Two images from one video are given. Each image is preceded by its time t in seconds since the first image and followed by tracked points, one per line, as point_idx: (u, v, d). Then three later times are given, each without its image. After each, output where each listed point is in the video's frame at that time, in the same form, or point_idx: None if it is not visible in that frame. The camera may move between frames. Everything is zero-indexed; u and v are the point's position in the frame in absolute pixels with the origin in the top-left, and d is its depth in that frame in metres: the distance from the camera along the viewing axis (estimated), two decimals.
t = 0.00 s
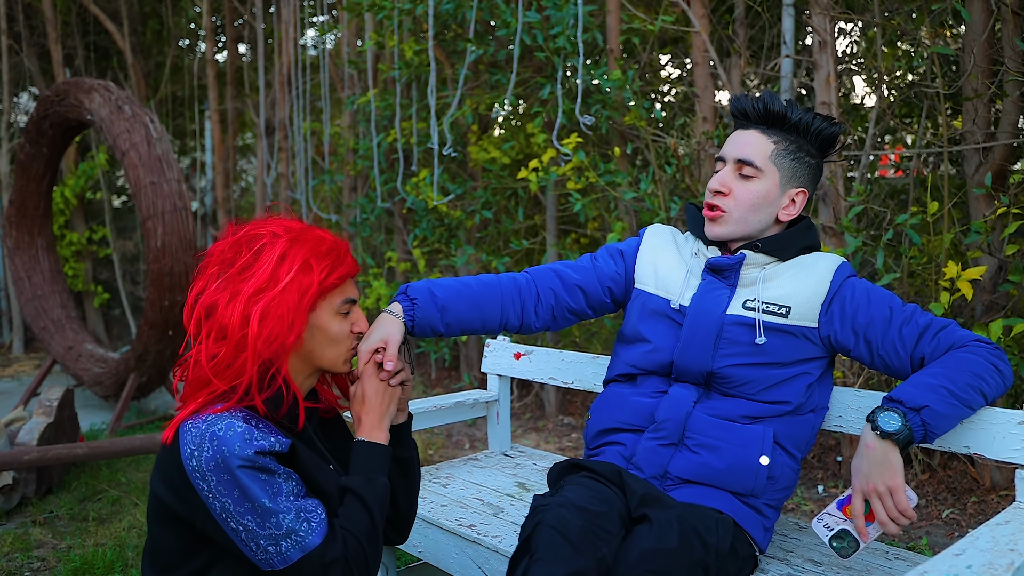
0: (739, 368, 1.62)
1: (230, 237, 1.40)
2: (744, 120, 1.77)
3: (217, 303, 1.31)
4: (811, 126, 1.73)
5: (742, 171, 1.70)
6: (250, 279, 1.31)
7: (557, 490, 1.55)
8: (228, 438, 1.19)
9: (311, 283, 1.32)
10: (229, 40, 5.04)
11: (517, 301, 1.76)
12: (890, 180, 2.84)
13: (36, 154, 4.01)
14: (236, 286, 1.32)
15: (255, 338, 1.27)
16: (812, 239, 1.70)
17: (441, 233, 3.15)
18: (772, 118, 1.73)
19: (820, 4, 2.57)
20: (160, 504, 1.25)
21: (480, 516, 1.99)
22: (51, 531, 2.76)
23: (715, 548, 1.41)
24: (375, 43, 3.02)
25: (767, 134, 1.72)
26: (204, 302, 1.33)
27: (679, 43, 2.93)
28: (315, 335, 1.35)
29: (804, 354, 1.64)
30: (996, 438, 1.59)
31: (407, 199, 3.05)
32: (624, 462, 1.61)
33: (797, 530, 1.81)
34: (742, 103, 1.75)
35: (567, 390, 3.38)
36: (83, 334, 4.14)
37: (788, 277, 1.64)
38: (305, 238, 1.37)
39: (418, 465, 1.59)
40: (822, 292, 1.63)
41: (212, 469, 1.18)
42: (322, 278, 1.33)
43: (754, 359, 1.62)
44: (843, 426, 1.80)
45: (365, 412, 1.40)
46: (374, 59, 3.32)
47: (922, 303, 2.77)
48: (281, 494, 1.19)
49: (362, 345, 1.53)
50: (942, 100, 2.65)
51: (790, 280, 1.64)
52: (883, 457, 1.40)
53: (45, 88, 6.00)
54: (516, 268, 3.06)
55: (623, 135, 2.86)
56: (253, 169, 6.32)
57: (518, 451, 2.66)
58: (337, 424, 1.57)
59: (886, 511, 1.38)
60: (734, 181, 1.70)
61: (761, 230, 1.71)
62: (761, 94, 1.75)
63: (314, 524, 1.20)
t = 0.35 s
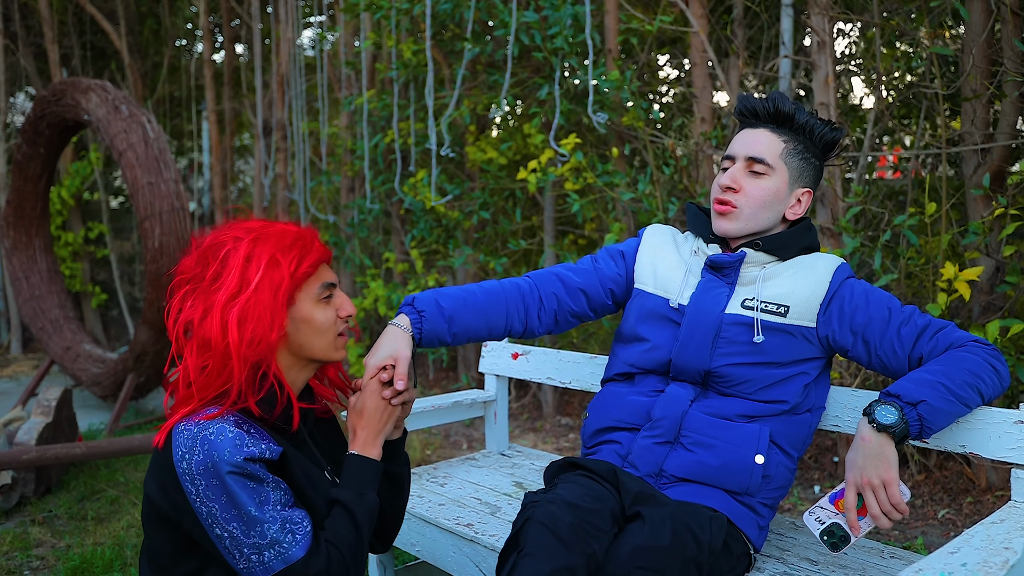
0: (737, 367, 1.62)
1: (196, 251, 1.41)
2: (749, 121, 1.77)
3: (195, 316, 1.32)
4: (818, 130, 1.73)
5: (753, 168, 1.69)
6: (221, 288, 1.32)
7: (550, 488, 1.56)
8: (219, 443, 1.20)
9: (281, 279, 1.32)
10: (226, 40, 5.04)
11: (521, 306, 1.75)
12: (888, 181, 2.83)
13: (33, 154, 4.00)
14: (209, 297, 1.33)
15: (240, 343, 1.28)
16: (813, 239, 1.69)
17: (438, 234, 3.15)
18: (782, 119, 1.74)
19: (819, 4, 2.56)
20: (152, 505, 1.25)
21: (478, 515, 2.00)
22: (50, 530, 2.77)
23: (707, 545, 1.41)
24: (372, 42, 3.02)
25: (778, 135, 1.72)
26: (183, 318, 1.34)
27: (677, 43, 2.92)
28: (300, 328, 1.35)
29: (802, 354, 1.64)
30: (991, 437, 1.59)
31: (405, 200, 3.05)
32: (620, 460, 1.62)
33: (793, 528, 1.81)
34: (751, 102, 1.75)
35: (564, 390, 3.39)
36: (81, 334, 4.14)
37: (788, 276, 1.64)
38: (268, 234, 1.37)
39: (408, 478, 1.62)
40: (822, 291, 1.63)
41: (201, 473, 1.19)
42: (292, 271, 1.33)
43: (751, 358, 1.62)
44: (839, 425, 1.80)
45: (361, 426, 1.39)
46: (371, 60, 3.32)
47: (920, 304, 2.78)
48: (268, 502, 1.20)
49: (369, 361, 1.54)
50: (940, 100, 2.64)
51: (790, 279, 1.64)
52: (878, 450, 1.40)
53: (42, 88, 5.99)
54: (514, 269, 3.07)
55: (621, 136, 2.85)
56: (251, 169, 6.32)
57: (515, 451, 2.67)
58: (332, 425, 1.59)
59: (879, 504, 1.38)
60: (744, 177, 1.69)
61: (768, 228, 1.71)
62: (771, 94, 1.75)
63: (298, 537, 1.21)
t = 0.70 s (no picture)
0: (736, 369, 1.62)
1: (146, 261, 1.42)
2: (751, 122, 1.78)
3: (152, 324, 1.34)
4: (816, 136, 1.75)
5: (759, 168, 1.70)
6: (176, 293, 1.34)
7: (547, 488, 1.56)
8: (178, 454, 1.22)
9: (237, 278, 1.34)
10: (223, 41, 5.04)
11: (524, 318, 1.74)
12: (884, 181, 2.88)
13: (30, 155, 3.99)
14: (165, 303, 1.34)
15: (198, 345, 1.31)
16: (811, 241, 1.70)
17: (436, 234, 3.15)
18: (785, 120, 1.74)
19: (814, 4, 2.57)
20: (121, 516, 1.31)
21: (474, 516, 2.00)
22: (46, 531, 2.76)
23: (706, 546, 1.42)
24: (370, 42, 3.02)
25: (782, 136, 1.72)
26: (140, 328, 1.36)
27: (674, 44, 2.93)
28: (263, 324, 1.38)
29: (802, 355, 1.64)
30: (986, 436, 1.60)
31: (403, 200, 3.06)
32: (618, 460, 1.62)
33: (789, 528, 1.82)
34: (754, 103, 1.76)
35: (561, 391, 3.39)
36: (77, 334, 4.13)
37: (787, 277, 1.65)
38: (219, 235, 1.39)
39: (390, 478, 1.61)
40: (821, 293, 1.63)
41: (162, 485, 1.22)
42: (247, 268, 1.36)
43: (751, 359, 1.62)
44: (835, 426, 1.81)
45: (344, 432, 1.40)
46: (369, 60, 3.32)
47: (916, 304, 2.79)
48: (230, 513, 1.22)
49: (363, 367, 1.52)
50: (936, 100, 2.65)
51: (789, 280, 1.64)
52: (872, 448, 1.41)
53: (39, 89, 5.98)
54: (511, 269, 3.07)
55: (618, 136, 2.86)
56: (248, 170, 6.32)
57: (512, 451, 2.67)
58: (308, 419, 1.60)
59: (873, 502, 1.38)
60: (751, 177, 1.70)
61: (772, 228, 1.72)
62: (775, 95, 1.76)
63: (261, 548, 1.22)
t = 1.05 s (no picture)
0: (731, 366, 1.63)
1: (140, 273, 1.43)
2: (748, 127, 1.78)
3: (153, 334, 1.35)
4: (805, 140, 1.78)
5: (760, 168, 1.71)
6: (175, 301, 1.35)
7: (539, 487, 1.57)
8: (180, 461, 1.23)
9: (235, 282, 1.36)
10: (219, 41, 5.04)
11: (521, 334, 1.77)
12: (880, 182, 2.86)
13: (25, 155, 3.99)
14: (164, 312, 1.35)
15: (201, 351, 1.32)
16: (805, 242, 1.71)
17: (432, 234, 3.16)
18: (779, 123, 1.77)
19: (810, 6, 2.58)
20: (116, 516, 1.33)
21: (470, 517, 2.00)
22: (41, 533, 2.76)
23: (696, 544, 1.41)
24: (367, 43, 3.03)
25: (779, 138, 1.75)
26: (140, 338, 1.37)
27: (670, 44, 2.93)
28: (264, 326, 1.39)
29: (796, 355, 1.64)
30: (980, 437, 1.60)
31: (399, 201, 3.06)
32: (612, 461, 1.61)
33: (784, 529, 1.82)
34: (751, 104, 1.77)
35: (558, 391, 3.40)
36: (72, 335, 4.12)
37: (781, 277, 1.66)
38: (212, 240, 1.40)
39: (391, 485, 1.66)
40: (816, 293, 1.64)
41: (162, 490, 1.23)
42: (244, 271, 1.37)
43: (745, 358, 1.63)
44: (829, 426, 1.82)
45: (345, 458, 1.39)
46: (365, 61, 3.32)
47: (911, 304, 2.79)
48: (227, 525, 1.23)
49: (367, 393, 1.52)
50: (930, 102, 2.66)
51: (783, 280, 1.65)
52: (881, 424, 1.38)
53: (35, 89, 5.97)
54: (508, 270, 3.07)
55: (614, 137, 2.86)
56: (244, 170, 6.32)
57: (508, 452, 2.67)
58: (308, 423, 1.61)
59: (878, 480, 1.34)
60: (753, 176, 1.71)
61: (769, 227, 1.74)
62: (767, 98, 1.78)
63: (254, 563, 1.23)
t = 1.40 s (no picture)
0: (722, 357, 1.61)
1: (153, 269, 1.45)
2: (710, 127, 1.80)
3: (166, 330, 1.36)
4: (775, 133, 1.77)
5: (723, 158, 1.72)
6: (188, 299, 1.36)
7: (536, 490, 1.57)
8: (190, 458, 1.25)
9: (249, 282, 1.38)
10: (217, 42, 5.04)
11: (518, 329, 1.78)
12: (876, 183, 2.86)
13: (22, 156, 3.99)
14: (178, 309, 1.37)
15: (213, 349, 1.33)
16: (788, 234, 1.71)
17: (429, 236, 3.16)
18: (744, 118, 1.79)
19: (806, 8, 2.58)
20: (123, 513, 1.33)
21: (467, 518, 2.00)
22: (37, 535, 2.76)
23: (695, 549, 1.42)
24: (364, 45, 3.03)
25: (745, 130, 1.76)
26: (152, 334, 1.38)
27: (667, 46, 2.93)
28: (275, 327, 1.41)
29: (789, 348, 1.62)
30: (977, 438, 1.61)
31: (396, 202, 3.06)
32: (609, 463, 1.62)
33: (781, 531, 1.82)
34: (716, 105, 1.81)
35: (555, 393, 3.40)
36: (69, 336, 4.11)
37: (767, 266, 1.65)
38: (227, 240, 1.42)
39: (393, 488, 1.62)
40: (800, 279, 1.62)
41: (171, 487, 1.24)
42: (258, 271, 1.39)
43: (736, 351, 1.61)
44: (826, 428, 1.85)
45: (351, 448, 1.41)
46: (363, 62, 3.32)
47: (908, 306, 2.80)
48: (238, 520, 1.25)
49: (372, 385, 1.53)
50: (927, 103, 2.67)
51: (770, 269, 1.64)
52: (842, 311, 1.34)
53: (32, 90, 5.97)
54: (505, 272, 3.07)
55: (611, 138, 2.87)
56: (242, 171, 6.32)
57: (505, 454, 2.67)
58: (313, 426, 1.61)
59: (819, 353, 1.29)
60: (716, 167, 1.72)
61: (742, 216, 1.73)
62: (731, 96, 1.81)
63: (266, 557, 1.25)
